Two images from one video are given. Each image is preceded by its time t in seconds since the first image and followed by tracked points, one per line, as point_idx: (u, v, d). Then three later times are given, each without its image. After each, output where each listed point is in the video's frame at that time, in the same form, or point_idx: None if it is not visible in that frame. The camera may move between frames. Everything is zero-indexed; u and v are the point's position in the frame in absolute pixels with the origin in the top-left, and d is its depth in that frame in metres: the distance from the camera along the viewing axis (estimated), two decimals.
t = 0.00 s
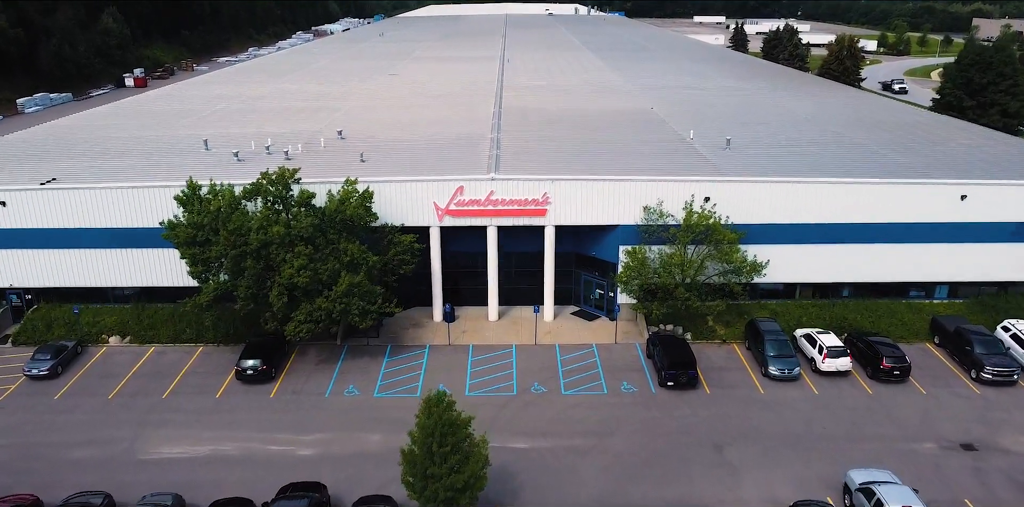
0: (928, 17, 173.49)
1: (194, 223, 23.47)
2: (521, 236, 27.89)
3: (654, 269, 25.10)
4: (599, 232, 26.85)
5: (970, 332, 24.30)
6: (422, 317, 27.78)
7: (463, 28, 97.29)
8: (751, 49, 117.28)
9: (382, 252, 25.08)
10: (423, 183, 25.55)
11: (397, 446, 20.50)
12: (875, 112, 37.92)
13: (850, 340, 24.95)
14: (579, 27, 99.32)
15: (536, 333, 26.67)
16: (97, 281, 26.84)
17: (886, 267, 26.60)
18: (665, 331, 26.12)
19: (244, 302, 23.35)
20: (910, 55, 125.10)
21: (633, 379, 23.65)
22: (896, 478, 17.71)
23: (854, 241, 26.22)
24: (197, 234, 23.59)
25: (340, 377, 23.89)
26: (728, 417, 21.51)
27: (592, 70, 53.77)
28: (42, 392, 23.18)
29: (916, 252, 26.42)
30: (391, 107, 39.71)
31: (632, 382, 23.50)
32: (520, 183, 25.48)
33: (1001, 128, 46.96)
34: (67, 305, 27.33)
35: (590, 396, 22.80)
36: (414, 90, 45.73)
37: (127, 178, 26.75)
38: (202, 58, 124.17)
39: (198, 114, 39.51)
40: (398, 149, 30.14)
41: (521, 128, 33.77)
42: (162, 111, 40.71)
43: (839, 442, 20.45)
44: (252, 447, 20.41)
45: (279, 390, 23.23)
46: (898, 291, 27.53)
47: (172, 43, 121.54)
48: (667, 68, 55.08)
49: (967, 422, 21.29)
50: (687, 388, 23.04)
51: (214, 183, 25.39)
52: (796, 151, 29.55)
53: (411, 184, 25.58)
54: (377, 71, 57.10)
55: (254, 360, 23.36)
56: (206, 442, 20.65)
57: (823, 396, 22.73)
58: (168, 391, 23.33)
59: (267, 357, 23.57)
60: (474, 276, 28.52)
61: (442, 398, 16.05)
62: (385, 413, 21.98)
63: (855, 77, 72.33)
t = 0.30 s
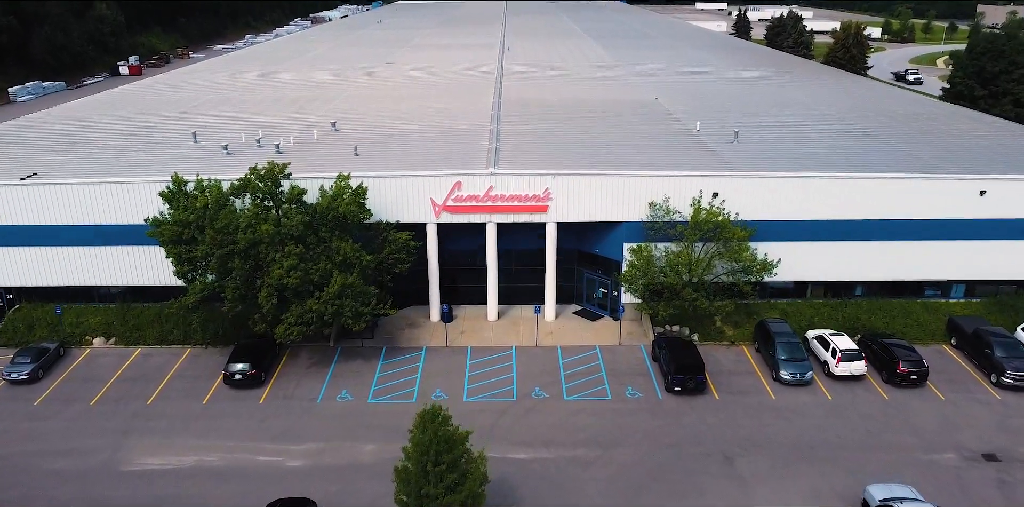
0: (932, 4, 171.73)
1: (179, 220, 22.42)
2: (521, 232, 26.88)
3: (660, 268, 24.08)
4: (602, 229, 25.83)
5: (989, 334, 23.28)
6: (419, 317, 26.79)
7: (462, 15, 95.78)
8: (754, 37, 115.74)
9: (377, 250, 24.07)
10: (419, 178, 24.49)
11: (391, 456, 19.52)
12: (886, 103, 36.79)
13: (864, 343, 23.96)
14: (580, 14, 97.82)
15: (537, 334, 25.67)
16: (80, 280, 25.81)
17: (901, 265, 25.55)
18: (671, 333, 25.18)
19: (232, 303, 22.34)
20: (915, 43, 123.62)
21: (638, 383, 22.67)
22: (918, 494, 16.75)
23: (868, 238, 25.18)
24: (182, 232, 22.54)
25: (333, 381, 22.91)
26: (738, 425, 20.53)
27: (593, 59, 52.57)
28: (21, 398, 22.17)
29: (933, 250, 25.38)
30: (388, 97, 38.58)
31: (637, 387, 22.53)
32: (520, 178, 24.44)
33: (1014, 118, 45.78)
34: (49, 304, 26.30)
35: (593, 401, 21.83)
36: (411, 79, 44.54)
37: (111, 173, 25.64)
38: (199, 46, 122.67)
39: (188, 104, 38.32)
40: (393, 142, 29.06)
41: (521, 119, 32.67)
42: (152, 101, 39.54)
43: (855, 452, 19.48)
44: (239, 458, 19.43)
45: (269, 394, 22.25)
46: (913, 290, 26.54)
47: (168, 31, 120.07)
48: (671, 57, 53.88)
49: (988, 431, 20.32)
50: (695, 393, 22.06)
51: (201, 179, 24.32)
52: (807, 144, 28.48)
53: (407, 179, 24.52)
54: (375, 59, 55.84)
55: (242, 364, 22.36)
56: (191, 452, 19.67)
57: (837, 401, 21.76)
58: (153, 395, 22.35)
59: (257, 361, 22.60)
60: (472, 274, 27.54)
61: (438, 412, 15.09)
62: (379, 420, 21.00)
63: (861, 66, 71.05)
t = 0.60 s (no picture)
0: None
1: (163, 219, 21.38)
2: (521, 230, 25.86)
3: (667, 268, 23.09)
4: (606, 226, 24.83)
5: (1011, 337, 22.28)
6: (415, 318, 25.82)
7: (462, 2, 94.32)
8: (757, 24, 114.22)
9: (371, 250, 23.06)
10: (415, 173, 23.45)
11: (385, 468, 18.58)
12: (899, 94, 35.65)
13: (880, 346, 22.99)
14: None
15: (538, 336, 24.69)
16: (62, 280, 24.82)
17: (918, 264, 24.53)
18: (677, 336, 24.34)
19: (219, 306, 21.35)
20: (920, 29, 122.11)
21: (644, 389, 21.71)
22: None
23: (884, 236, 24.15)
24: (167, 232, 21.51)
25: (325, 387, 21.95)
26: (749, 435, 19.58)
27: (596, 47, 51.37)
28: None
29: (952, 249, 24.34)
30: (385, 87, 37.45)
31: (643, 393, 21.56)
32: (521, 174, 23.40)
33: None
34: (31, 305, 25.33)
35: (597, 409, 20.87)
36: (409, 68, 43.35)
37: (94, 168, 24.59)
38: (195, 33, 121.14)
39: (178, 94, 37.19)
40: (389, 134, 28.00)
41: (522, 110, 31.57)
42: (141, 90, 38.42)
43: (873, 464, 18.53)
44: (225, 471, 18.48)
45: (258, 402, 21.30)
46: (930, 291, 25.53)
47: (164, 18, 118.53)
48: (675, 45, 52.67)
49: (1012, 441, 19.35)
50: (703, 401, 21.10)
51: (188, 175, 23.28)
52: (819, 137, 27.41)
53: (402, 175, 23.48)
54: (372, 47, 54.63)
55: (230, 370, 21.41)
56: (176, 464, 18.73)
57: (852, 409, 20.81)
58: (137, 402, 21.41)
59: (246, 366, 21.64)
60: (471, 273, 26.55)
61: (433, 430, 14.16)
62: (373, 429, 20.05)
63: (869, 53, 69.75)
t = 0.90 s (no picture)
0: None
1: (145, 221, 20.33)
2: (522, 229, 24.84)
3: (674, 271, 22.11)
4: (610, 226, 23.81)
5: None
6: (412, 321, 24.85)
7: None
8: (760, 11, 112.69)
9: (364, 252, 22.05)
10: (411, 171, 22.40)
11: (378, 484, 17.63)
12: (912, 85, 34.53)
13: (896, 352, 22.02)
14: None
15: (539, 341, 23.71)
16: (42, 282, 23.84)
17: (935, 267, 23.52)
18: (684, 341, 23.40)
19: (205, 312, 20.35)
20: (924, 17, 120.61)
21: (650, 398, 20.77)
22: None
23: (900, 237, 23.12)
24: (149, 234, 20.46)
25: (317, 396, 20.99)
26: (761, 449, 18.65)
27: (597, 35, 50.16)
28: None
29: (971, 250, 23.32)
30: (380, 78, 36.31)
31: (649, 403, 20.61)
32: (521, 172, 22.36)
33: None
34: (10, 308, 24.35)
35: (602, 419, 19.92)
36: (406, 58, 42.16)
37: (75, 166, 23.55)
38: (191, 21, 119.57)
39: (167, 85, 36.04)
40: (384, 129, 26.93)
41: (522, 103, 30.47)
42: (130, 81, 37.27)
43: (893, 481, 17.59)
44: (210, 488, 17.54)
45: (246, 412, 20.34)
46: (947, 293, 24.55)
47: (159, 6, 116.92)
48: (679, 34, 51.45)
49: None
50: (713, 411, 20.15)
51: (173, 173, 22.23)
52: (831, 132, 26.36)
53: (397, 173, 22.44)
54: (369, 36, 53.40)
55: (217, 379, 20.43)
56: (158, 480, 17.79)
57: (868, 420, 19.87)
58: (119, 412, 20.46)
59: (233, 374, 20.69)
60: (469, 274, 25.56)
61: (428, 455, 13.25)
62: (367, 442, 19.10)
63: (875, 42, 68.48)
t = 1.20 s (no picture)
0: None
1: (124, 224, 19.26)
2: (522, 229, 23.83)
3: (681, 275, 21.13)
4: (614, 227, 22.80)
5: None
6: (408, 326, 23.90)
7: None
8: None
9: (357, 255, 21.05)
10: (406, 170, 21.34)
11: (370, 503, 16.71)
12: (925, 77, 33.40)
13: (914, 361, 21.08)
14: None
15: (540, 347, 22.76)
16: (21, 286, 22.86)
17: (954, 271, 22.52)
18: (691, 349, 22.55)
19: (188, 320, 19.37)
20: (930, 5, 119.07)
21: (657, 409, 19.83)
22: None
23: (918, 239, 22.08)
24: (128, 237, 19.38)
25: (307, 408, 20.03)
26: (774, 465, 17.72)
27: (600, 24, 48.96)
28: None
29: (992, 254, 22.30)
30: (377, 70, 35.19)
31: (655, 414, 19.68)
32: (522, 171, 21.32)
33: None
34: None
35: (606, 432, 18.99)
36: (403, 48, 40.99)
37: (55, 164, 22.52)
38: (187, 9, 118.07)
39: (157, 76, 34.91)
40: (379, 124, 25.86)
41: (523, 96, 29.38)
42: (118, 72, 36.16)
43: (914, 499, 16.66)
44: None
45: (234, 424, 19.42)
46: (965, 297, 23.59)
47: None
48: (684, 22, 50.20)
49: None
50: (722, 424, 19.21)
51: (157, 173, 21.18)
52: (845, 127, 25.29)
53: (391, 172, 21.39)
54: (366, 25, 52.19)
55: (203, 390, 19.48)
56: (139, 498, 16.88)
57: (886, 432, 18.93)
58: (100, 423, 19.53)
59: (220, 385, 19.74)
60: (467, 276, 24.57)
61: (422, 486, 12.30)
62: (359, 457, 18.18)
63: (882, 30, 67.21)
